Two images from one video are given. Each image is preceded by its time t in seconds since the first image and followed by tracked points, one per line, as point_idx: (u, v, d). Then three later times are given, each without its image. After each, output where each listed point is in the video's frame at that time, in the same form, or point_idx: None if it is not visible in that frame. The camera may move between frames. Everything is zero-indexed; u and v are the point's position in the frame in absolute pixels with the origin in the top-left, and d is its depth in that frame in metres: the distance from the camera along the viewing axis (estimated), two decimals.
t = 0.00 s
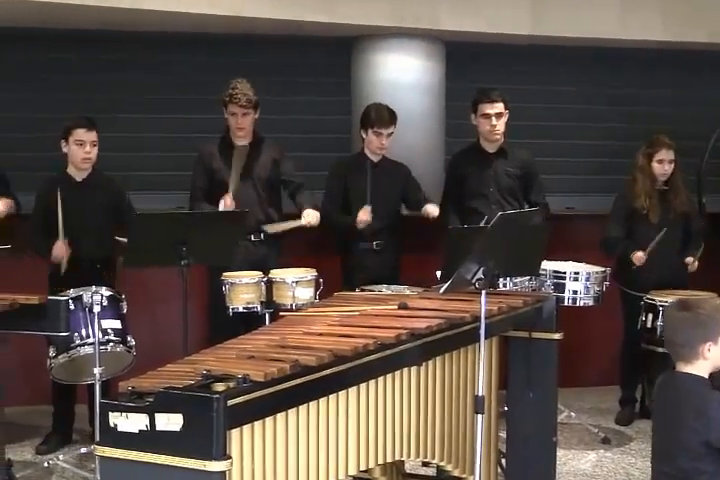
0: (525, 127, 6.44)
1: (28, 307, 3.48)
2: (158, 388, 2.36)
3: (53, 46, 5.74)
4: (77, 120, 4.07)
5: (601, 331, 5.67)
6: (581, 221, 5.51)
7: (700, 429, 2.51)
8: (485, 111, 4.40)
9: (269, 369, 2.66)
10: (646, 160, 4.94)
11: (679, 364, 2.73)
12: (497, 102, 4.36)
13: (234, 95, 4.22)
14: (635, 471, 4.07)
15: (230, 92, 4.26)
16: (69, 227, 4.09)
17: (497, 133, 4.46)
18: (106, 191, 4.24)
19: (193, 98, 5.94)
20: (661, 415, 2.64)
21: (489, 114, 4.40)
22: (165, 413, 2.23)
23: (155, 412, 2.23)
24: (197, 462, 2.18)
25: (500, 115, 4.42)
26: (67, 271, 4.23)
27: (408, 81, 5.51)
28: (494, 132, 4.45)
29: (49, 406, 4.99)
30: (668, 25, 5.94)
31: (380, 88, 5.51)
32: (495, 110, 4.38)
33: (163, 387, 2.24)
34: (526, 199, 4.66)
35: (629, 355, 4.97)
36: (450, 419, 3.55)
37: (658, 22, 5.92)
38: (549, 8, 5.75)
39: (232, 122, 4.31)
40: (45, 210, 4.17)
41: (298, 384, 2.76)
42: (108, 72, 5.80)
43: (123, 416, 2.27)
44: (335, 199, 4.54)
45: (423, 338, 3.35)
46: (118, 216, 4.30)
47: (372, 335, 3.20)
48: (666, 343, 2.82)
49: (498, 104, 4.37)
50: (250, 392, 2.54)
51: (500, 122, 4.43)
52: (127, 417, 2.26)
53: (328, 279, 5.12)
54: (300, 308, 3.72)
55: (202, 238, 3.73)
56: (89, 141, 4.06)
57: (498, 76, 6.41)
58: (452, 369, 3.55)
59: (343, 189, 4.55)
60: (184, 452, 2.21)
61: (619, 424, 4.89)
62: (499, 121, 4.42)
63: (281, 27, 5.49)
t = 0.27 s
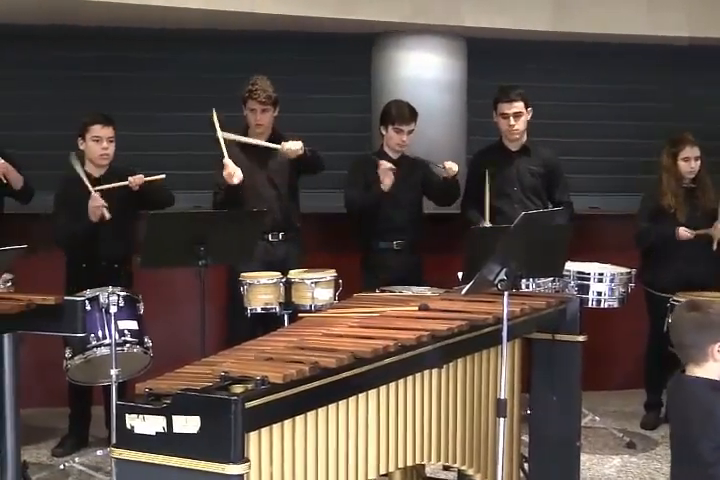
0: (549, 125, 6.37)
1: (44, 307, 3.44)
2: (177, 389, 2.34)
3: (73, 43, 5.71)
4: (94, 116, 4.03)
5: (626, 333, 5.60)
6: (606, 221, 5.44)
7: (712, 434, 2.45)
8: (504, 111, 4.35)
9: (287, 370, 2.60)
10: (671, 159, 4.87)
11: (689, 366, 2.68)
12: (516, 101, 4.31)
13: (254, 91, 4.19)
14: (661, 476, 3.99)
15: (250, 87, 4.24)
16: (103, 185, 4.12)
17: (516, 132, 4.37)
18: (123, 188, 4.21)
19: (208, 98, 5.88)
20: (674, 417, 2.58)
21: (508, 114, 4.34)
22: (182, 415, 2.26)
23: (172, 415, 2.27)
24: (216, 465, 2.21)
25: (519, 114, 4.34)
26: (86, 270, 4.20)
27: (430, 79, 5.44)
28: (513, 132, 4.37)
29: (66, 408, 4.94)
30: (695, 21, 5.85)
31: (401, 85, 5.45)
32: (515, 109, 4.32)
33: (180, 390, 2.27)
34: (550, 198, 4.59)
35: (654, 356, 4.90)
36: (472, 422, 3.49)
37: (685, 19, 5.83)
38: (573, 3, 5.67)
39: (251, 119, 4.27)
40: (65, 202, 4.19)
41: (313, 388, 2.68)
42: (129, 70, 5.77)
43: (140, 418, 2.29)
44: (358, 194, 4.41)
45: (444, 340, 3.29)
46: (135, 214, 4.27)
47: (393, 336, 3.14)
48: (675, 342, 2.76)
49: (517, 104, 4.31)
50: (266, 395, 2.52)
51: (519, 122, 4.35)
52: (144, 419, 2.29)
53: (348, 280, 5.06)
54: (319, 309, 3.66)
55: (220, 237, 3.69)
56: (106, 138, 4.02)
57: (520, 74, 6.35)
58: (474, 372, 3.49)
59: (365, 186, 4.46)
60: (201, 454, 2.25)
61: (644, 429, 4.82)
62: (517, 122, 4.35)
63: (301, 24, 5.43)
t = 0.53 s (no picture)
0: (564, 124, 6.30)
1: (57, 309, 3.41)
2: (188, 392, 2.33)
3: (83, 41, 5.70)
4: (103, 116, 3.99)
5: (643, 336, 5.53)
6: (624, 222, 5.38)
7: None
8: (519, 108, 4.30)
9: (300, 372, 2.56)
10: (689, 158, 4.80)
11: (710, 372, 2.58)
12: (532, 100, 4.25)
13: (265, 88, 4.14)
14: None
15: (262, 86, 4.19)
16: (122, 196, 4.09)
17: (531, 130, 4.32)
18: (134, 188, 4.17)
19: (224, 93, 5.89)
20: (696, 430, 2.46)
21: (524, 112, 4.29)
22: (192, 418, 2.26)
23: (183, 417, 2.27)
24: (225, 468, 2.21)
25: (535, 113, 4.30)
26: (97, 270, 4.14)
27: (443, 77, 5.39)
28: (528, 129, 4.32)
29: (75, 410, 4.91)
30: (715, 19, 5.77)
31: (416, 84, 5.39)
32: (530, 108, 4.27)
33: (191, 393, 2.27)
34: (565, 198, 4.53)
35: (672, 359, 4.84)
36: (487, 425, 3.44)
37: (705, 16, 5.75)
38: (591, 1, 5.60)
39: (263, 118, 4.23)
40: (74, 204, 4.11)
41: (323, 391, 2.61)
42: (134, 68, 5.77)
43: (150, 420, 2.29)
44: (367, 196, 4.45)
45: (458, 342, 3.24)
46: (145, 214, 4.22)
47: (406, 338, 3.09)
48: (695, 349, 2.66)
49: (533, 102, 4.26)
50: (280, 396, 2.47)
51: (534, 120, 4.30)
52: (154, 421, 2.30)
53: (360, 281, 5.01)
54: (332, 311, 3.61)
55: (231, 238, 3.65)
56: (115, 136, 3.98)
57: (534, 72, 6.28)
58: (488, 374, 3.44)
59: (376, 188, 4.45)
60: (211, 457, 2.25)
61: (662, 433, 4.78)
62: (533, 120, 4.30)
63: (316, 21, 5.39)
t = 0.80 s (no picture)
0: (584, 121, 6.23)
1: (70, 311, 3.38)
2: (202, 394, 2.31)
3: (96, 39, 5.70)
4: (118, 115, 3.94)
5: (664, 337, 5.46)
6: (646, 222, 5.31)
7: None
8: (540, 105, 4.24)
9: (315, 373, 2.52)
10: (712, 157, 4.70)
11: None
12: (552, 95, 4.21)
13: (278, 84, 4.10)
14: None
15: (275, 83, 4.15)
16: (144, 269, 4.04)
17: (553, 127, 4.26)
18: (146, 187, 4.12)
19: (242, 90, 5.89)
20: None
21: (545, 108, 4.24)
22: (207, 420, 2.24)
23: (196, 420, 2.25)
24: (240, 471, 2.18)
25: (556, 109, 4.24)
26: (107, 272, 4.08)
27: (461, 74, 5.33)
28: (549, 126, 4.26)
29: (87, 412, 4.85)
30: None
31: (435, 82, 5.33)
32: (551, 104, 4.22)
33: (203, 395, 2.24)
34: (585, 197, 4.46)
35: (693, 361, 4.76)
36: (505, 428, 3.38)
37: None
38: None
39: (278, 116, 4.17)
40: (85, 204, 4.03)
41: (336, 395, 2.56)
42: (147, 65, 5.75)
43: (164, 423, 2.28)
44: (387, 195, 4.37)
45: (476, 343, 3.18)
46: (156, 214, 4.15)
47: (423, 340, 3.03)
48: None
49: (554, 97, 4.21)
50: (296, 398, 2.45)
51: (556, 117, 4.25)
52: (168, 424, 2.28)
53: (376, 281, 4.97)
54: (348, 312, 3.56)
55: (247, 238, 3.63)
56: (128, 138, 3.93)
57: (552, 70, 6.21)
58: (507, 377, 3.38)
59: (396, 187, 4.36)
60: (226, 459, 2.23)
61: (684, 437, 4.70)
62: (555, 116, 4.24)
63: (331, 18, 5.34)
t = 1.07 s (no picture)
0: (603, 120, 6.17)
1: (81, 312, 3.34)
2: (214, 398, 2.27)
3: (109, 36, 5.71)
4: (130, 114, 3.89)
5: (685, 340, 5.38)
6: (668, 222, 5.24)
7: None
8: (560, 102, 4.18)
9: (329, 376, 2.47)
10: None
11: None
12: (573, 93, 4.15)
13: (293, 85, 4.02)
14: None
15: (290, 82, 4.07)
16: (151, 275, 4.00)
17: (572, 125, 4.20)
18: (158, 188, 4.07)
19: (257, 88, 5.87)
20: None
21: (565, 106, 4.17)
22: (220, 422, 2.18)
23: (209, 422, 2.19)
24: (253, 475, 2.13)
25: (576, 106, 4.18)
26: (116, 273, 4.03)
27: (478, 71, 5.27)
28: (569, 124, 4.20)
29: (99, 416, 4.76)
30: None
31: (453, 79, 5.27)
32: (571, 101, 4.16)
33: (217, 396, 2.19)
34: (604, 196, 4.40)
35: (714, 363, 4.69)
36: (522, 432, 3.33)
37: None
38: None
39: (292, 115, 4.12)
40: (96, 204, 3.99)
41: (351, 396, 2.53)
42: (158, 64, 5.75)
43: (176, 425, 2.22)
44: (399, 195, 4.34)
45: (494, 345, 3.12)
46: (168, 213, 4.10)
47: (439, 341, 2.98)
48: None
49: (575, 95, 4.15)
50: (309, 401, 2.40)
51: (575, 115, 4.19)
52: (180, 426, 2.22)
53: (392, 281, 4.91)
54: (362, 313, 3.51)
55: (260, 238, 3.59)
56: (141, 138, 3.88)
57: (569, 68, 6.15)
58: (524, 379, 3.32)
59: (410, 188, 4.33)
60: (238, 462, 2.18)
61: (705, 441, 4.62)
62: (574, 114, 4.18)
63: (345, 15, 5.30)
